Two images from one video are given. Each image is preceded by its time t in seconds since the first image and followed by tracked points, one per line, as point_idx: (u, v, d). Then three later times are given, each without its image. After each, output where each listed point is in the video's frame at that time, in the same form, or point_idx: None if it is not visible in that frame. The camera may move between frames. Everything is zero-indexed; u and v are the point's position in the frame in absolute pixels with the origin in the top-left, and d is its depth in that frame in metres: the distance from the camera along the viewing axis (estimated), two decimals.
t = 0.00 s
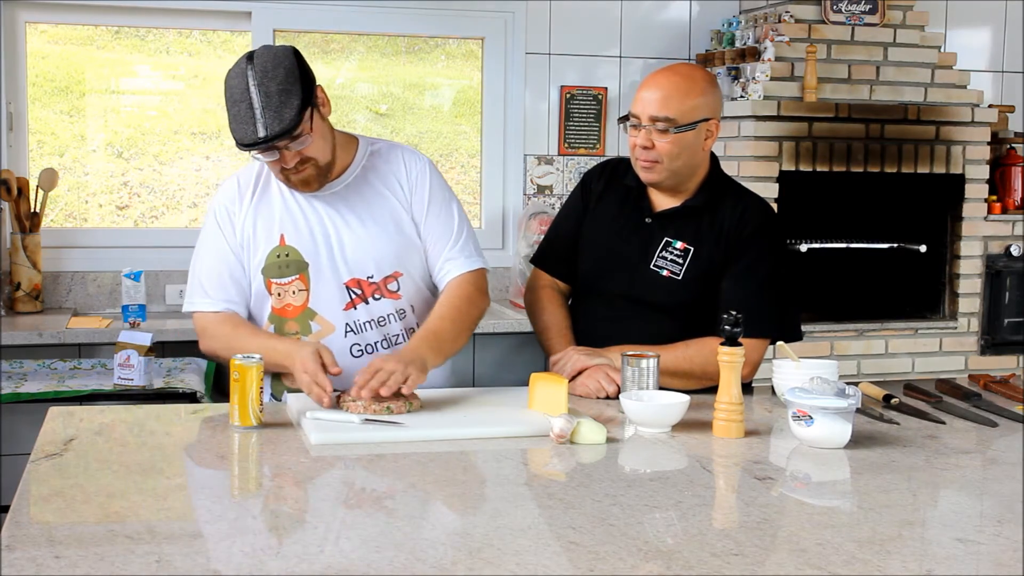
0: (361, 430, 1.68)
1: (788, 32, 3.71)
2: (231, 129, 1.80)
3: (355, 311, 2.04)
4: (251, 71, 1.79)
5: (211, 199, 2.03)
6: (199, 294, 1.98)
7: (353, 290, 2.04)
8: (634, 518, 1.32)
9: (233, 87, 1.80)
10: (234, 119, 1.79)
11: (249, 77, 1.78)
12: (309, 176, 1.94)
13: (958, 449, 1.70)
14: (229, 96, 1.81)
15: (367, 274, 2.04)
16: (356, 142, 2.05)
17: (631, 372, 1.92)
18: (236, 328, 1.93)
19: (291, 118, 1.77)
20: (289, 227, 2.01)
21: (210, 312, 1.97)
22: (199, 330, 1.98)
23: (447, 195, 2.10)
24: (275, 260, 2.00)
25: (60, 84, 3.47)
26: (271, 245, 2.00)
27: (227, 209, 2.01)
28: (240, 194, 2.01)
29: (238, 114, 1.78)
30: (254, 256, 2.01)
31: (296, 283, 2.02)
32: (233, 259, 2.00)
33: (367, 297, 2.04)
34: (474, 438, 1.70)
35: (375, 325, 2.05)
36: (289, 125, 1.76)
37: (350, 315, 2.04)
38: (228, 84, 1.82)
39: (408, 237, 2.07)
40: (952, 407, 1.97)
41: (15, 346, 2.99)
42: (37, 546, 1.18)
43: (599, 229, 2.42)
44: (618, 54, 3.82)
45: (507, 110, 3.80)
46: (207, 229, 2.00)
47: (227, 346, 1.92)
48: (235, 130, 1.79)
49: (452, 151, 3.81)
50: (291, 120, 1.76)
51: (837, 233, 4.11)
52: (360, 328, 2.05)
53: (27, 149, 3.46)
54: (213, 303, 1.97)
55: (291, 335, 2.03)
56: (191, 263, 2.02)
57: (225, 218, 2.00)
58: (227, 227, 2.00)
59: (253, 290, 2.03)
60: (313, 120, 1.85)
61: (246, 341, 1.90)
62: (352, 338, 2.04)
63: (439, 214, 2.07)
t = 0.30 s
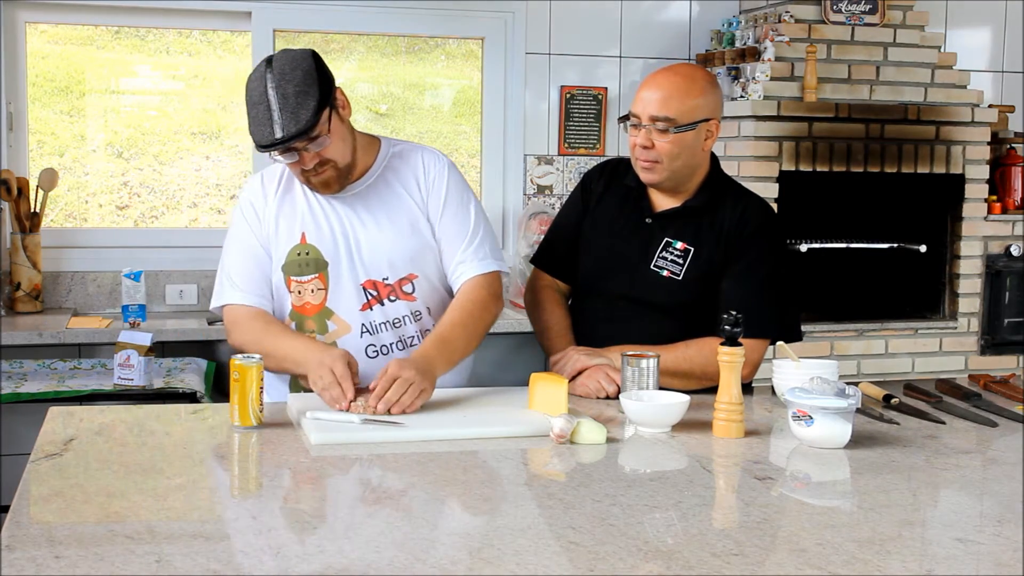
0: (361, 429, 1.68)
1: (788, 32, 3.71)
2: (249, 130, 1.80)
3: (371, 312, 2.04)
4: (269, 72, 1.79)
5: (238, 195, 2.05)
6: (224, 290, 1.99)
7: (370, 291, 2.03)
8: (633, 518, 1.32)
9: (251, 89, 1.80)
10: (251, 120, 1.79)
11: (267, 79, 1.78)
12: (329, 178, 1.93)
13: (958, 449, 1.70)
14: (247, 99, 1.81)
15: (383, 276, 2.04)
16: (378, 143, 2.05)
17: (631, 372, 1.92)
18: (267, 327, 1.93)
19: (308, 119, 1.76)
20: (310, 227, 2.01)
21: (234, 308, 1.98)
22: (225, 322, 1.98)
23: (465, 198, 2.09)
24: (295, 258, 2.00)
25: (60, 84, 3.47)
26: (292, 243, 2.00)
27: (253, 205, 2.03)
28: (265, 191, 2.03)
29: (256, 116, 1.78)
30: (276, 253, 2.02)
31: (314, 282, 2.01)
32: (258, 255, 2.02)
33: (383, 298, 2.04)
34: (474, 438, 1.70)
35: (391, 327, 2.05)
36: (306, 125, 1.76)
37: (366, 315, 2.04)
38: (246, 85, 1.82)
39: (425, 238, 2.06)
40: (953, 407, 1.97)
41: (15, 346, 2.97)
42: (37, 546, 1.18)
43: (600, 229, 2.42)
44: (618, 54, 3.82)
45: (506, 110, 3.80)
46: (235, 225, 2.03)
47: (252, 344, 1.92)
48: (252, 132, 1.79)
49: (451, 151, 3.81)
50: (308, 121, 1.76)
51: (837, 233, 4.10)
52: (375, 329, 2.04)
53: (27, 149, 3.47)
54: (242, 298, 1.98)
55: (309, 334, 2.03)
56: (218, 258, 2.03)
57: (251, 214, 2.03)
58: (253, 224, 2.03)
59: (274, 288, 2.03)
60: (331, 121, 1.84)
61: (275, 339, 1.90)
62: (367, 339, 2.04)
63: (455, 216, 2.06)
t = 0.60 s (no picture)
0: (361, 430, 1.68)
1: (788, 32, 3.71)
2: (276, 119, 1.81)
3: (383, 312, 2.03)
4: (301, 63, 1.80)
5: (257, 186, 2.04)
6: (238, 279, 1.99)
7: (382, 291, 2.03)
8: (633, 518, 1.32)
9: (281, 80, 1.80)
10: (280, 109, 1.80)
11: (299, 70, 1.79)
12: (352, 176, 1.93)
13: (958, 449, 1.70)
14: (277, 90, 1.81)
15: (397, 276, 2.03)
16: (399, 145, 2.05)
17: (631, 372, 1.92)
18: (272, 326, 1.93)
19: (338, 112, 1.77)
20: (328, 222, 2.01)
21: (248, 298, 1.98)
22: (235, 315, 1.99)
23: (481, 203, 2.09)
24: (311, 253, 2.00)
25: (60, 84, 3.47)
26: (309, 238, 2.00)
27: (271, 196, 2.02)
28: (284, 183, 2.03)
29: (285, 105, 1.78)
30: (292, 247, 2.02)
31: (329, 278, 2.00)
32: (272, 248, 2.02)
33: (395, 299, 2.03)
34: (473, 438, 1.70)
35: (401, 327, 2.04)
36: (334, 117, 1.76)
37: (377, 315, 2.03)
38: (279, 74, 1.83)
39: (439, 241, 2.06)
40: (953, 407, 1.97)
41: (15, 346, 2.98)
42: (37, 546, 1.18)
43: (600, 228, 2.42)
44: (618, 54, 3.82)
45: (506, 110, 3.80)
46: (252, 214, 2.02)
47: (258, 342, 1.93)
48: (280, 122, 1.79)
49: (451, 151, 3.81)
50: (336, 113, 1.76)
51: (837, 233, 4.10)
52: (386, 329, 2.04)
53: (27, 149, 3.47)
54: (253, 290, 1.98)
55: (319, 331, 2.02)
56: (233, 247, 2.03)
57: (268, 205, 2.02)
58: (269, 216, 2.02)
59: (286, 282, 2.03)
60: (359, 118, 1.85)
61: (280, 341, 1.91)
62: (378, 338, 2.03)
63: (470, 221, 2.06)
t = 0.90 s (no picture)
0: (361, 430, 1.68)
1: (788, 32, 3.71)
2: (292, 86, 1.81)
3: (384, 315, 2.03)
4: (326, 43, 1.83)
5: (255, 185, 2.03)
6: (236, 280, 1.97)
7: (384, 294, 2.03)
8: (633, 518, 1.32)
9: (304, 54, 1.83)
10: (298, 76, 1.80)
11: (323, 47, 1.82)
12: (352, 162, 1.90)
13: (958, 449, 1.70)
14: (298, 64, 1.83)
15: (399, 280, 2.03)
16: (401, 146, 2.05)
17: (631, 372, 1.92)
18: (272, 327, 1.92)
19: (359, 83, 1.79)
20: (328, 224, 2.01)
21: (245, 299, 1.96)
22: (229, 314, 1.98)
23: (483, 208, 2.10)
24: (312, 256, 1.99)
25: (60, 84, 3.47)
26: (310, 240, 2.00)
27: (271, 197, 2.02)
28: (284, 184, 2.02)
29: (305, 73, 1.80)
30: (292, 248, 2.01)
31: (330, 281, 2.00)
32: (270, 249, 2.01)
33: (397, 302, 2.03)
34: (473, 438, 1.70)
35: (403, 331, 2.04)
36: (354, 88, 1.77)
37: (379, 318, 2.03)
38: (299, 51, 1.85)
39: (441, 244, 2.06)
40: (953, 407, 1.97)
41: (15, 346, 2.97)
42: (37, 546, 1.18)
43: (600, 229, 2.42)
44: (618, 54, 3.82)
45: (506, 110, 3.80)
46: (250, 214, 2.01)
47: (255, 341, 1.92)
48: (296, 88, 1.79)
49: (451, 151, 3.81)
50: (356, 86, 1.78)
51: (837, 233, 4.11)
52: (388, 332, 2.04)
53: (27, 150, 3.47)
54: (249, 290, 1.96)
55: (319, 333, 2.02)
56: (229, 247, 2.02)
57: (267, 206, 2.01)
58: (268, 217, 2.01)
59: (284, 283, 2.03)
60: (375, 105, 1.86)
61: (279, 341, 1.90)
62: (379, 342, 2.04)
63: (472, 225, 2.06)
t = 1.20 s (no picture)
0: (361, 430, 1.68)
1: (788, 32, 3.71)
2: (312, 54, 1.87)
3: (376, 318, 2.04)
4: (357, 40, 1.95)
5: (247, 178, 2.01)
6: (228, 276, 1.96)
7: (376, 297, 2.03)
8: (634, 518, 1.32)
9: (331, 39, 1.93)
10: (320, 46, 1.88)
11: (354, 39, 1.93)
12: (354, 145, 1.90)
13: (959, 449, 1.70)
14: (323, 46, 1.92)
15: (392, 283, 2.04)
16: (394, 147, 2.06)
17: (631, 372, 1.92)
18: (264, 329, 1.92)
19: (382, 61, 1.88)
20: (323, 225, 2.00)
21: (237, 297, 1.95)
22: (219, 311, 1.97)
23: (475, 214, 2.12)
24: (306, 257, 1.99)
25: (60, 84, 3.47)
26: (304, 241, 1.99)
27: (264, 193, 2.00)
28: (278, 181, 2.01)
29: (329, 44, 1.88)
30: (285, 247, 2.00)
31: (323, 283, 2.00)
32: (261, 248, 1.99)
33: (389, 306, 2.04)
34: (474, 438, 1.70)
35: (393, 335, 2.05)
36: (376, 62, 1.86)
37: (370, 321, 2.03)
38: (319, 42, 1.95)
39: (434, 248, 2.07)
40: (952, 407, 1.97)
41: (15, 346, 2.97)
42: (37, 546, 1.18)
43: (600, 230, 2.42)
44: (618, 54, 3.82)
45: (506, 110, 3.80)
46: (242, 209, 1.99)
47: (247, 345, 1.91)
48: (316, 51, 1.87)
49: (451, 151, 3.81)
50: (379, 62, 1.87)
51: (837, 233, 4.11)
52: (379, 336, 2.04)
53: (27, 150, 3.47)
54: (240, 289, 1.95)
55: (310, 334, 2.02)
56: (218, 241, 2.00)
57: (261, 202, 2.00)
58: (262, 213, 2.00)
59: (275, 281, 2.01)
60: (387, 97, 1.93)
61: (273, 344, 1.90)
62: (370, 345, 2.04)
63: (465, 231, 2.09)
